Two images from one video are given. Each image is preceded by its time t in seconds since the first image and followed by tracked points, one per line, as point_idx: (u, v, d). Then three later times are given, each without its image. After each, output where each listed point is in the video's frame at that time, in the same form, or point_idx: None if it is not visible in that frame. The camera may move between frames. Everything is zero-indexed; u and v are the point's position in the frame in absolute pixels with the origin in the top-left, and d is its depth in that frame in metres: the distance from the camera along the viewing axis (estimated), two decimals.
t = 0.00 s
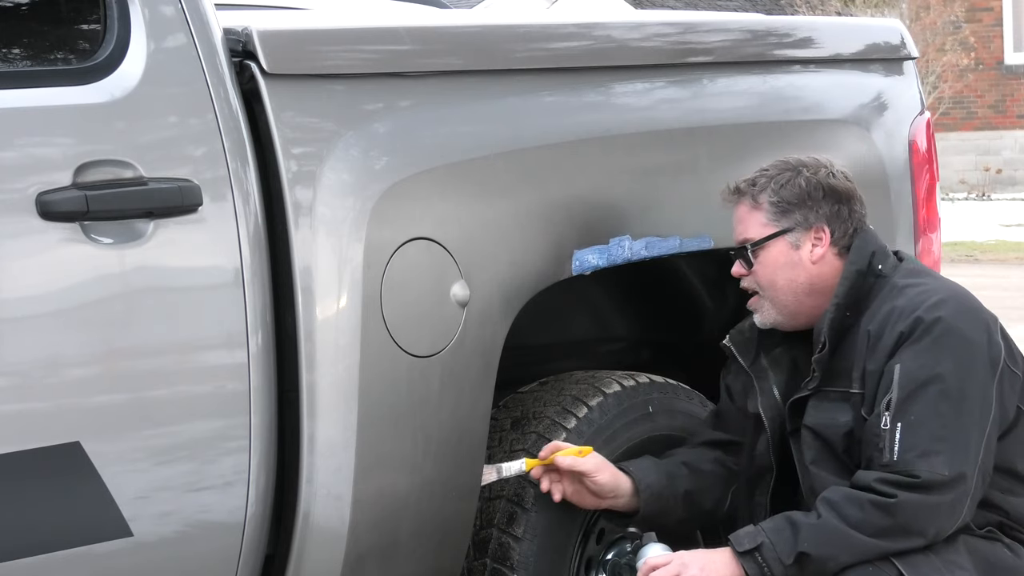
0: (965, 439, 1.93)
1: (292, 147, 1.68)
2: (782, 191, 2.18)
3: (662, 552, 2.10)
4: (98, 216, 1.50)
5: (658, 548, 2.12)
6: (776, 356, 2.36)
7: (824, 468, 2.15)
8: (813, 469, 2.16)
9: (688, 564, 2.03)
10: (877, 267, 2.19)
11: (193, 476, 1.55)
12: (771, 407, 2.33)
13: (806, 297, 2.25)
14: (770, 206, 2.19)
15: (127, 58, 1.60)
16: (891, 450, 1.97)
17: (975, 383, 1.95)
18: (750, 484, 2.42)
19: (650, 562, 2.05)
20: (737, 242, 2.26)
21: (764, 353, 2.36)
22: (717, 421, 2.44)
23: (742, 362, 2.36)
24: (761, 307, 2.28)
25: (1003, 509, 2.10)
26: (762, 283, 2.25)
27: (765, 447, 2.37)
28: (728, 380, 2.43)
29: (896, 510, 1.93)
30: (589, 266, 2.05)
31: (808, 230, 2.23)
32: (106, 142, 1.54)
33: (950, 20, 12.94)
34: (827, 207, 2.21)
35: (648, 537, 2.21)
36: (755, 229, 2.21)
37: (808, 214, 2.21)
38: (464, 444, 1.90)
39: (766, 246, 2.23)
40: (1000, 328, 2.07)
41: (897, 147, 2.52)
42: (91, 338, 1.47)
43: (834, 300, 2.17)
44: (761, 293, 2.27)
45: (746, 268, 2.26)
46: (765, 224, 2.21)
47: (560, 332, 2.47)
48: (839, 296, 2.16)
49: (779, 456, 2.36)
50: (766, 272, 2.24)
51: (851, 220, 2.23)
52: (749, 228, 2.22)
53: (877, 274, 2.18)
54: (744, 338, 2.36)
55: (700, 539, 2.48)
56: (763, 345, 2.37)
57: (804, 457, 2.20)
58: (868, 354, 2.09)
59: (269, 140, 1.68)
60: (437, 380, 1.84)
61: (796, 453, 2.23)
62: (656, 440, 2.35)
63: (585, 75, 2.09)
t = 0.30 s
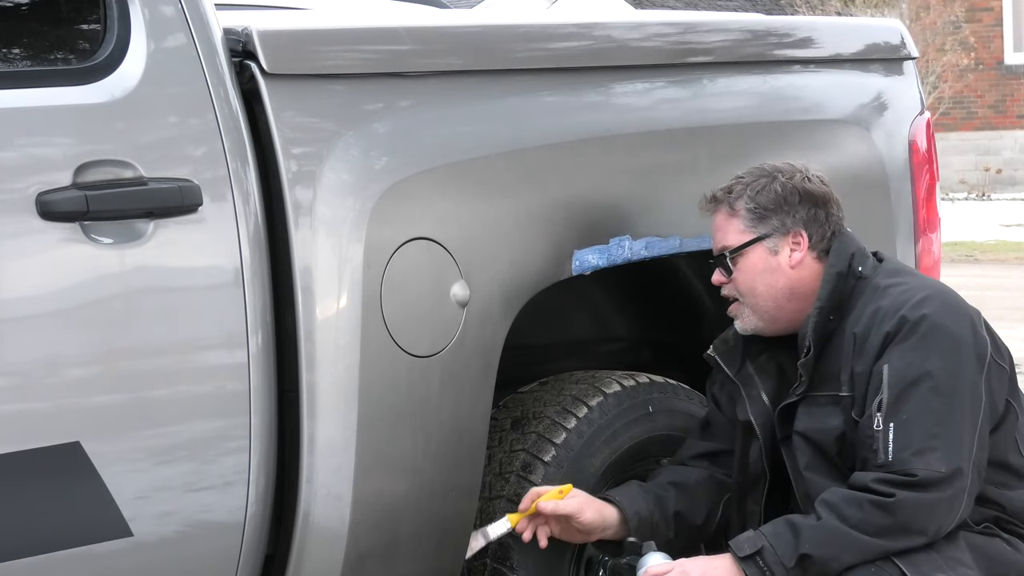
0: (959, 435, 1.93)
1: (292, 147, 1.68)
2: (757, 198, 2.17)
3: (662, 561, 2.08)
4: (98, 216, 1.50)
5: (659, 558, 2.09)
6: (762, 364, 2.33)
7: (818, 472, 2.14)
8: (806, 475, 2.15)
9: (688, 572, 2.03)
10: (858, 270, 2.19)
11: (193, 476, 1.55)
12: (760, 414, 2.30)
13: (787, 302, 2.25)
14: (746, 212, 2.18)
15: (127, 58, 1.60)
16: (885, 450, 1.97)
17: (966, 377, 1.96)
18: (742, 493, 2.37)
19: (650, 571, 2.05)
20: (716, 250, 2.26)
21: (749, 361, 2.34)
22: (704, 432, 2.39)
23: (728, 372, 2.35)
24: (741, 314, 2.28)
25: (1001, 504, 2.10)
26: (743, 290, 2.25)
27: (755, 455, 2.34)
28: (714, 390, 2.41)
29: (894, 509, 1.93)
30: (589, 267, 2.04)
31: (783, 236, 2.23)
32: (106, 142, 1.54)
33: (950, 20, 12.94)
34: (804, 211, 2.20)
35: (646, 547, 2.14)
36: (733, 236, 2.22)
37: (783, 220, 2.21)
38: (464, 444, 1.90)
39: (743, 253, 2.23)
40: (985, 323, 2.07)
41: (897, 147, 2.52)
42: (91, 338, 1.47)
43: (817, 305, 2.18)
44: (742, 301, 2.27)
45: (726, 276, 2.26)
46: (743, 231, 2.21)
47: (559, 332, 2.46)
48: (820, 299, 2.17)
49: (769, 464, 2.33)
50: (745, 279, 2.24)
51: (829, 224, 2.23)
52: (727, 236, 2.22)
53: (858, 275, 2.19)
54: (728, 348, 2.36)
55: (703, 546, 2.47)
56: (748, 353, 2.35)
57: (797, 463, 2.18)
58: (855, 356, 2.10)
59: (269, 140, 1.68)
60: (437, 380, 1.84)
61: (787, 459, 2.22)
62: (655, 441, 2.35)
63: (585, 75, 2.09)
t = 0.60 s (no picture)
0: (953, 435, 1.94)
1: (292, 147, 1.68)
2: (749, 200, 2.16)
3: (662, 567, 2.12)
4: (98, 216, 1.50)
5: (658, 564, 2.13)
6: (755, 368, 2.32)
7: (815, 477, 2.14)
8: (803, 479, 2.15)
9: None
10: (846, 271, 2.19)
11: (193, 477, 1.55)
12: (754, 419, 2.28)
13: (775, 305, 2.25)
14: (738, 215, 2.16)
15: (127, 58, 1.60)
16: (880, 452, 1.98)
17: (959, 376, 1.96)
18: (738, 497, 2.37)
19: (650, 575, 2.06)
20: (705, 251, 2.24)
21: (741, 367, 2.32)
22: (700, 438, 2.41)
23: (720, 378, 2.33)
24: (729, 316, 2.27)
25: (999, 503, 2.10)
26: (732, 292, 2.24)
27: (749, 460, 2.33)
28: (708, 397, 2.39)
29: (891, 510, 1.93)
30: (589, 266, 2.05)
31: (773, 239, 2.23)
32: (106, 142, 1.54)
33: (950, 20, 12.94)
34: (794, 214, 2.20)
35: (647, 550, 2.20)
36: (723, 238, 2.20)
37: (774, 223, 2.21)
38: (464, 443, 1.90)
39: (733, 255, 2.22)
40: (975, 321, 2.08)
41: (896, 147, 2.52)
42: (90, 339, 1.47)
43: (808, 308, 2.17)
44: (729, 303, 2.26)
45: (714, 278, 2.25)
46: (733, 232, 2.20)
47: (559, 332, 2.46)
48: (809, 302, 2.16)
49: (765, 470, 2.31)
50: (734, 281, 2.23)
51: (818, 227, 2.23)
52: (717, 237, 2.20)
53: (847, 277, 2.19)
54: (720, 354, 2.34)
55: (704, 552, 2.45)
56: (740, 358, 2.33)
57: (793, 467, 2.19)
58: (847, 358, 2.09)
59: (269, 140, 1.68)
60: (437, 380, 1.84)
61: (782, 464, 2.22)
62: (655, 441, 2.35)
63: (585, 75, 2.09)
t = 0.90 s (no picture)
0: (948, 437, 1.94)
1: (293, 147, 1.68)
2: (743, 201, 2.16)
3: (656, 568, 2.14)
4: (98, 216, 1.50)
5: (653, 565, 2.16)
6: (750, 369, 2.33)
7: (810, 479, 2.15)
8: (797, 481, 2.16)
9: None
10: (840, 274, 2.19)
11: (193, 477, 1.55)
12: (749, 420, 2.28)
13: (769, 306, 2.25)
14: (732, 215, 2.16)
15: (126, 58, 1.60)
16: (874, 454, 1.97)
17: (953, 376, 1.97)
18: (735, 497, 2.35)
19: None
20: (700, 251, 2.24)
21: (736, 368, 2.32)
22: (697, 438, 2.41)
23: (714, 378, 2.33)
24: (723, 315, 2.27)
25: (996, 502, 2.11)
26: (726, 293, 2.24)
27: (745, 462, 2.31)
28: (702, 398, 2.38)
29: (886, 511, 1.93)
30: (589, 266, 2.05)
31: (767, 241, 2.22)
32: (106, 142, 1.54)
33: (950, 20, 12.94)
34: (788, 216, 2.20)
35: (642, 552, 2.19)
36: (718, 239, 2.20)
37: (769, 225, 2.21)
38: (464, 443, 1.90)
39: (727, 256, 2.22)
40: (968, 322, 2.08)
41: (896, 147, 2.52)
42: (90, 339, 1.47)
43: (799, 310, 2.17)
44: (723, 304, 2.26)
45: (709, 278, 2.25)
46: (729, 233, 2.19)
47: (560, 333, 2.46)
48: (800, 304, 2.16)
49: (761, 472, 2.30)
50: (728, 282, 2.23)
51: (813, 229, 2.22)
52: (711, 238, 2.20)
53: (840, 279, 2.19)
54: (715, 356, 2.34)
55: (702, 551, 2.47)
56: (735, 359, 2.33)
57: (788, 469, 2.19)
58: (840, 361, 2.09)
59: (269, 140, 1.68)
60: (437, 381, 1.84)
61: (778, 466, 2.23)
62: (655, 441, 2.36)
63: (585, 75, 2.09)
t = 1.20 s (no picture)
0: (945, 436, 1.94)
1: (293, 147, 1.68)
2: (743, 200, 2.16)
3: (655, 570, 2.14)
4: (98, 216, 1.50)
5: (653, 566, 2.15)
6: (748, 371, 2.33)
7: (808, 479, 2.15)
8: (796, 481, 2.16)
9: None
10: (836, 274, 2.19)
11: (193, 477, 1.55)
12: (747, 423, 2.29)
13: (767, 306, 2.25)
14: (731, 215, 2.16)
15: (126, 58, 1.60)
16: (872, 454, 1.98)
17: (950, 375, 1.97)
18: (735, 501, 2.37)
19: None
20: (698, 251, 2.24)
21: (734, 369, 2.33)
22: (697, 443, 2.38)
23: (714, 381, 2.33)
24: (721, 315, 2.27)
25: (993, 501, 2.11)
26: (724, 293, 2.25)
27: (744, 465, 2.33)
28: (702, 401, 2.37)
29: (884, 512, 1.93)
30: (589, 266, 2.05)
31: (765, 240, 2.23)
32: (106, 142, 1.54)
33: (949, 20, 12.95)
34: (788, 216, 2.19)
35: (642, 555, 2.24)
36: (716, 238, 2.20)
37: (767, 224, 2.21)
38: (464, 443, 1.90)
39: (725, 255, 2.22)
40: (966, 321, 2.08)
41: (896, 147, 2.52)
42: (90, 339, 1.47)
43: (796, 310, 2.17)
44: (721, 303, 2.27)
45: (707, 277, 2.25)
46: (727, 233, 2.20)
47: (559, 332, 2.46)
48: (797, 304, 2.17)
49: (761, 473, 2.31)
50: (726, 281, 2.23)
51: (812, 229, 2.22)
52: (710, 237, 2.20)
53: (835, 280, 2.19)
54: (713, 357, 2.34)
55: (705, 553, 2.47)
56: (733, 360, 2.34)
57: (786, 470, 2.19)
58: (837, 361, 2.09)
59: (269, 140, 1.68)
60: (437, 381, 1.84)
61: (777, 468, 2.23)
62: (656, 441, 2.34)
63: (585, 75, 2.09)
